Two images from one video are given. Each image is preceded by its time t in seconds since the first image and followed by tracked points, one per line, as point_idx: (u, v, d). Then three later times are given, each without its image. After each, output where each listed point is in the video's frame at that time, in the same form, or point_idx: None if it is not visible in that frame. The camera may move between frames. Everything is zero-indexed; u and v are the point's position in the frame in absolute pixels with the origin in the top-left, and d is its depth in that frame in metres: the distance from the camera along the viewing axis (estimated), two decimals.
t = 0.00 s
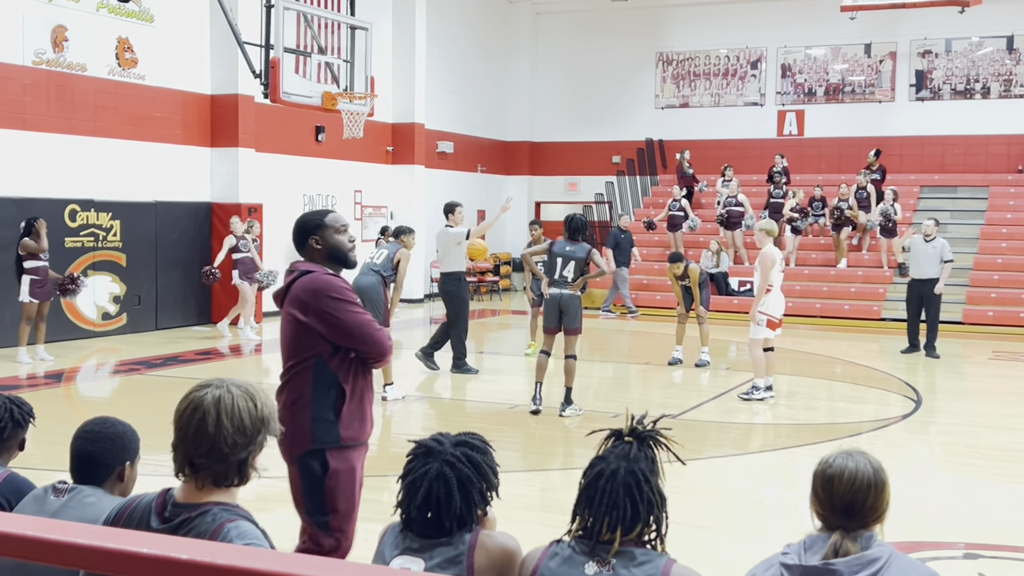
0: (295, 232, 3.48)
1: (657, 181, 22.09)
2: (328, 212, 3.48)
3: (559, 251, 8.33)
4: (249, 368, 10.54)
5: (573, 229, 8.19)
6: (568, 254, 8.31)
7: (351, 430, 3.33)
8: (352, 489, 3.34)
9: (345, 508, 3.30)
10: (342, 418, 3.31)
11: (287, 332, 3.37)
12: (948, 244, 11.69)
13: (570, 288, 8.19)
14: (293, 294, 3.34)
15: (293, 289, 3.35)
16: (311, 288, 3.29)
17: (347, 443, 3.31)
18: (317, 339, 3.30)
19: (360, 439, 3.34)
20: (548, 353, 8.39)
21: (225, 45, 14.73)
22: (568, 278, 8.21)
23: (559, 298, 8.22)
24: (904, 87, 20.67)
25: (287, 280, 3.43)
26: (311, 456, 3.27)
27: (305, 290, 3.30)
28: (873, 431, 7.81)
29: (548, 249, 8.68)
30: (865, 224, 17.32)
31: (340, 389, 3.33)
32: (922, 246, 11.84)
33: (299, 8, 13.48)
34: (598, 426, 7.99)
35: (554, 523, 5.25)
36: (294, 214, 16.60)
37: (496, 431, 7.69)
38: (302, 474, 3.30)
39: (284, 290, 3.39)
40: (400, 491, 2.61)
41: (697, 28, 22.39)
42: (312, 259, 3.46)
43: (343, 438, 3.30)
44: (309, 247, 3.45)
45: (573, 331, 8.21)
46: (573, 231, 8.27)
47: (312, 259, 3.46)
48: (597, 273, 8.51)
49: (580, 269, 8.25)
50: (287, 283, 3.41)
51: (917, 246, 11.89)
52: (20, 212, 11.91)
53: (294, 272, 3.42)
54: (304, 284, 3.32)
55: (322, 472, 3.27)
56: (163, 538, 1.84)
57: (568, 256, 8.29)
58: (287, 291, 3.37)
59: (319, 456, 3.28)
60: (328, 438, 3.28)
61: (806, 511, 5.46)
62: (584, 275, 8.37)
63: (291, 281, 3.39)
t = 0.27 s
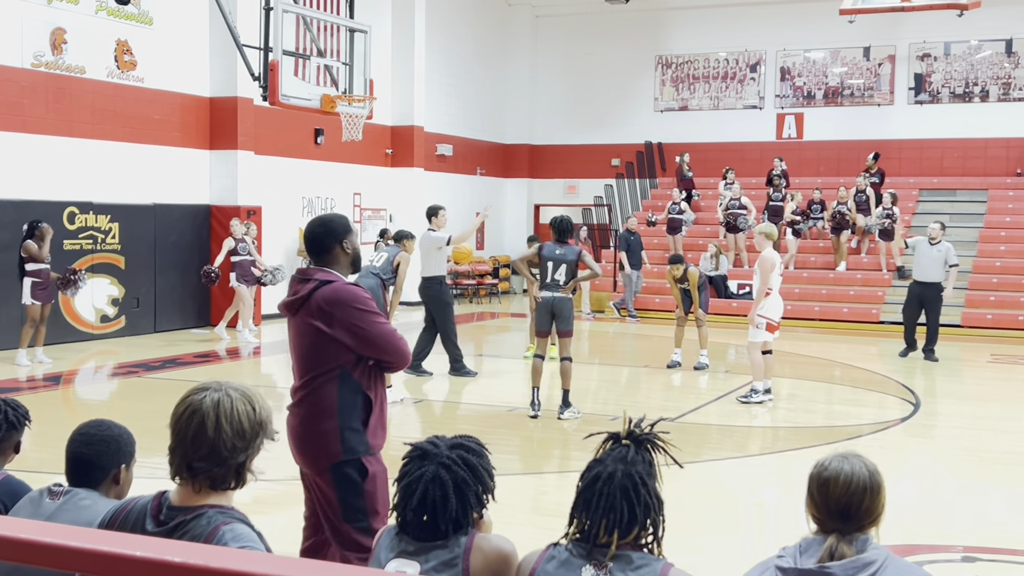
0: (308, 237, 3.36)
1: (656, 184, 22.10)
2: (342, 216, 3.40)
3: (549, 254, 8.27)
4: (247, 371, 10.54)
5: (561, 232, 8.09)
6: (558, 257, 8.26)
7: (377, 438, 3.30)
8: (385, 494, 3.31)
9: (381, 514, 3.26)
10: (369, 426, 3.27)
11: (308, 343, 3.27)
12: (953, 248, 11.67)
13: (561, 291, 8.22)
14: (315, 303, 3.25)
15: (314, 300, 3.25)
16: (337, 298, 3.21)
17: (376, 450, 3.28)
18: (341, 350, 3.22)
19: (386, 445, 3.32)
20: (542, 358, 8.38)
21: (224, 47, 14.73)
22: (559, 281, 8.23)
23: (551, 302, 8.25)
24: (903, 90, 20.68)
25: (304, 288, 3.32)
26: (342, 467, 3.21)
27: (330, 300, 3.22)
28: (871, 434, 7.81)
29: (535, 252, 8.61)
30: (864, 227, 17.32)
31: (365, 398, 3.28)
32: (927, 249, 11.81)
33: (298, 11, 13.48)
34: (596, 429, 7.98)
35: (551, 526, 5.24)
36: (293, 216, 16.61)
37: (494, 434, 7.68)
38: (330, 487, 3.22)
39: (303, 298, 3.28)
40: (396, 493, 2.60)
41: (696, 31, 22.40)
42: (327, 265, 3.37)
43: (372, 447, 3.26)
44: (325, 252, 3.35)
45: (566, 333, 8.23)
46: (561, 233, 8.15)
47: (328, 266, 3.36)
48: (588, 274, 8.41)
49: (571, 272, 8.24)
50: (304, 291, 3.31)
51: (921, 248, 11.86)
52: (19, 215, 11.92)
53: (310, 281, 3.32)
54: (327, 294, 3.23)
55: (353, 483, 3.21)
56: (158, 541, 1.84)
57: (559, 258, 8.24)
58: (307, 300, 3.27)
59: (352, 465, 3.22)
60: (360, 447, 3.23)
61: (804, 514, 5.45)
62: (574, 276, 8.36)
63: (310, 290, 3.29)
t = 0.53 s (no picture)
0: (341, 245, 3.26)
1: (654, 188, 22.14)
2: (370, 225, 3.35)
3: (537, 260, 8.26)
4: (245, 375, 10.53)
5: (547, 235, 8.16)
6: (547, 261, 8.25)
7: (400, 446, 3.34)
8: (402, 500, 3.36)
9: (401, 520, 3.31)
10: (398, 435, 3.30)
11: (348, 355, 3.17)
12: (951, 252, 11.70)
13: (551, 295, 8.24)
14: (361, 315, 3.17)
15: (361, 311, 3.17)
16: (388, 310, 3.18)
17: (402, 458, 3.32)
18: (385, 362, 3.20)
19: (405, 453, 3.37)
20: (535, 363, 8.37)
21: (222, 52, 14.74)
22: (549, 285, 8.23)
23: (542, 306, 8.27)
24: (901, 95, 20.73)
25: (341, 298, 3.22)
26: (381, 478, 3.20)
27: (379, 312, 3.17)
28: (869, 439, 7.81)
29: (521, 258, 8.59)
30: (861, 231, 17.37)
31: (398, 407, 3.30)
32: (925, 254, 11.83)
33: (297, 15, 13.48)
34: (594, 433, 7.98)
35: (549, 531, 5.24)
36: (291, 220, 16.61)
37: (493, 438, 7.68)
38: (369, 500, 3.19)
39: (345, 310, 3.18)
40: (395, 499, 2.60)
41: (694, 35, 22.44)
42: (358, 275, 3.30)
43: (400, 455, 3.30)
44: (357, 262, 3.28)
45: (558, 338, 8.23)
46: (547, 238, 8.22)
47: (358, 275, 3.30)
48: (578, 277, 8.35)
49: (560, 276, 8.24)
50: (343, 302, 3.21)
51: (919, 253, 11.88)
52: (17, 219, 11.91)
53: (348, 291, 3.23)
54: (376, 306, 3.18)
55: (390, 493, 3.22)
56: (156, 548, 1.85)
57: (548, 263, 8.23)
58: (351, 312, 3.17)
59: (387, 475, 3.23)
60: (396, 457, 3.25)
61: (802, 519, 5.46)
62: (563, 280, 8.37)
63: (350, 300, 3.20)
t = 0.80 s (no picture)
0: (372, 253, 3.24)
1: (652, 191, 22.15)
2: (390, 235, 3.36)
3: (527, 262, 8.22)
4: (243, 378, 10.52)
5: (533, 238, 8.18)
6: (539, 263, 8.22)
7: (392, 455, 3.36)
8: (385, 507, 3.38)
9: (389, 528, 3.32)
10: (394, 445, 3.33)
11: (376, 364, 3.13)
12: (944, 255, 11.72)
13: (544, 297, 8.24)
14: (396, 326, 3.16)
15: (395, 322, 3.16)
16: (419, 323, 3.22)
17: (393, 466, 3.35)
18: (405, 373, 3.22)
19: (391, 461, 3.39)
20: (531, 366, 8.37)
21: (220, 55, 14.74)
22: (543, 286, 8.23)
23: (536, 309, 8.27)
24: (898, 98, 20.76)
25: (374, 307, 3.18)
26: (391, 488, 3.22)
27: (412, 324, 3.19)
28: (867, 442, 7.82)
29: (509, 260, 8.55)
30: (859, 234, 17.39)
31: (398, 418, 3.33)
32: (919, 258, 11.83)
33: (295, 18, 13.49)
34: (592, 437, 7.98)
35: (547, 534, 5.23)
36: (289, 223, 16.60)
37: (491, 441, 7.68)
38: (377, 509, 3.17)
39: (380, 319, 3.14)
40: (392, 502, 2.59)
41: (692, 39, 22.47)
42: (378, 284, 3.28)
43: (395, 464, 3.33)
44: (381, 272, 3.28)
45: (553, 339, 8.28)
46: (535, 240, 8.23)
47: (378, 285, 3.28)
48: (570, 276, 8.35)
49: (553, 277, 8.23)
50: (376, 311, 3.17)
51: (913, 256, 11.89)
52: (15, 222, 11.91)
53: (379, 300, 3.20)
54: (410, 317, 3.20)
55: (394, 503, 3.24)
56: (154, 552, 1.87)
57: (539, 264, 8.21)
58: (387, 321, 3.14)
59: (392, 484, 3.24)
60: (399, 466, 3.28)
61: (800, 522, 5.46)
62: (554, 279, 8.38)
63: (384, 309, 3.18)
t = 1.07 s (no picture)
0: (362, 256, 3.21)
1: (650, 192, 22.16)
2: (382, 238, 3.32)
3: (522, 264, 8.21)
4: (240, 379, 10.51)
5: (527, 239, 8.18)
6: (533, 264, 8.22)
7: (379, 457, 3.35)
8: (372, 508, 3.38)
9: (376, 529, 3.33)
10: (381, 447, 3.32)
11: (365, 370, 3.11)
12: (936, 255, 11.78)
13: (541, 298, 8.23)
14: (386, 332, 3.14)
15: (384, 327, 3.13)
16: (409, 330, 3.20)
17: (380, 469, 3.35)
18: (393, 379, 3.20)
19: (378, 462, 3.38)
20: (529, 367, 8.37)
21: (218, 56, 14.74)
22: (538, 288, 8.24)
23: (533, 310, 8.27)
24: (896, 99, 20.77)
25: (364, 311, 3.15)
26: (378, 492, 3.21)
27: (402, 330, 3.17)
28: (865, 443, 7.82)
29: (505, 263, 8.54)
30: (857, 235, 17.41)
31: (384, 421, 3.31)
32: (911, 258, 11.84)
33: (293, 19, 13.47)
34: (590, 437, 7.98)
35: (543, 535, 5.23)
36: (287, 224, 16.60)
37: (488, 443, 7.67)
38: (365, 514, 3.17)
39: (369, 324, 3.12)
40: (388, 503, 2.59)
41: (691, 40, 22.48)
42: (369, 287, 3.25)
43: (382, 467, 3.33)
44: (372, 275, 3.25)
45: (551, 339, 8.27)
46: (529, 241, 8.23)
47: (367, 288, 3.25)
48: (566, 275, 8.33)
49: (548, 277, 8.24)
50: (367, 315, 3.14)
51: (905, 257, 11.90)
52: (12, 223, 11.89)
53: (370, 305, 3.17)
54: (400, 324, 3.17)
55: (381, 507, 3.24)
56: (146, 553, 1.86)
57: (533, 265, 8.21)
58: (377, 327, 3.12)
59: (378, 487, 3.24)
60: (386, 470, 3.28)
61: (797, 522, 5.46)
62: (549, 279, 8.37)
63: (374, 315, 3.15)
